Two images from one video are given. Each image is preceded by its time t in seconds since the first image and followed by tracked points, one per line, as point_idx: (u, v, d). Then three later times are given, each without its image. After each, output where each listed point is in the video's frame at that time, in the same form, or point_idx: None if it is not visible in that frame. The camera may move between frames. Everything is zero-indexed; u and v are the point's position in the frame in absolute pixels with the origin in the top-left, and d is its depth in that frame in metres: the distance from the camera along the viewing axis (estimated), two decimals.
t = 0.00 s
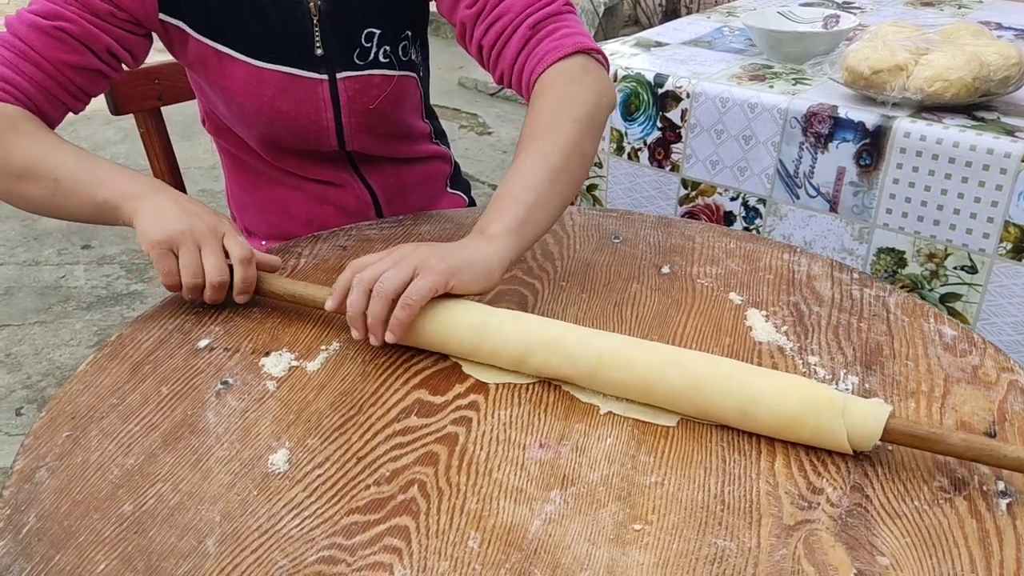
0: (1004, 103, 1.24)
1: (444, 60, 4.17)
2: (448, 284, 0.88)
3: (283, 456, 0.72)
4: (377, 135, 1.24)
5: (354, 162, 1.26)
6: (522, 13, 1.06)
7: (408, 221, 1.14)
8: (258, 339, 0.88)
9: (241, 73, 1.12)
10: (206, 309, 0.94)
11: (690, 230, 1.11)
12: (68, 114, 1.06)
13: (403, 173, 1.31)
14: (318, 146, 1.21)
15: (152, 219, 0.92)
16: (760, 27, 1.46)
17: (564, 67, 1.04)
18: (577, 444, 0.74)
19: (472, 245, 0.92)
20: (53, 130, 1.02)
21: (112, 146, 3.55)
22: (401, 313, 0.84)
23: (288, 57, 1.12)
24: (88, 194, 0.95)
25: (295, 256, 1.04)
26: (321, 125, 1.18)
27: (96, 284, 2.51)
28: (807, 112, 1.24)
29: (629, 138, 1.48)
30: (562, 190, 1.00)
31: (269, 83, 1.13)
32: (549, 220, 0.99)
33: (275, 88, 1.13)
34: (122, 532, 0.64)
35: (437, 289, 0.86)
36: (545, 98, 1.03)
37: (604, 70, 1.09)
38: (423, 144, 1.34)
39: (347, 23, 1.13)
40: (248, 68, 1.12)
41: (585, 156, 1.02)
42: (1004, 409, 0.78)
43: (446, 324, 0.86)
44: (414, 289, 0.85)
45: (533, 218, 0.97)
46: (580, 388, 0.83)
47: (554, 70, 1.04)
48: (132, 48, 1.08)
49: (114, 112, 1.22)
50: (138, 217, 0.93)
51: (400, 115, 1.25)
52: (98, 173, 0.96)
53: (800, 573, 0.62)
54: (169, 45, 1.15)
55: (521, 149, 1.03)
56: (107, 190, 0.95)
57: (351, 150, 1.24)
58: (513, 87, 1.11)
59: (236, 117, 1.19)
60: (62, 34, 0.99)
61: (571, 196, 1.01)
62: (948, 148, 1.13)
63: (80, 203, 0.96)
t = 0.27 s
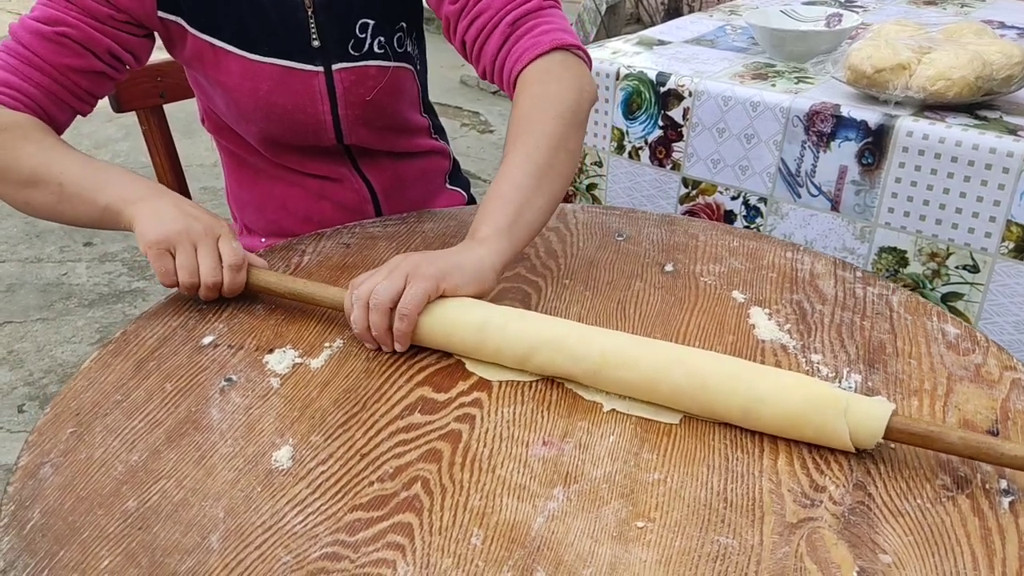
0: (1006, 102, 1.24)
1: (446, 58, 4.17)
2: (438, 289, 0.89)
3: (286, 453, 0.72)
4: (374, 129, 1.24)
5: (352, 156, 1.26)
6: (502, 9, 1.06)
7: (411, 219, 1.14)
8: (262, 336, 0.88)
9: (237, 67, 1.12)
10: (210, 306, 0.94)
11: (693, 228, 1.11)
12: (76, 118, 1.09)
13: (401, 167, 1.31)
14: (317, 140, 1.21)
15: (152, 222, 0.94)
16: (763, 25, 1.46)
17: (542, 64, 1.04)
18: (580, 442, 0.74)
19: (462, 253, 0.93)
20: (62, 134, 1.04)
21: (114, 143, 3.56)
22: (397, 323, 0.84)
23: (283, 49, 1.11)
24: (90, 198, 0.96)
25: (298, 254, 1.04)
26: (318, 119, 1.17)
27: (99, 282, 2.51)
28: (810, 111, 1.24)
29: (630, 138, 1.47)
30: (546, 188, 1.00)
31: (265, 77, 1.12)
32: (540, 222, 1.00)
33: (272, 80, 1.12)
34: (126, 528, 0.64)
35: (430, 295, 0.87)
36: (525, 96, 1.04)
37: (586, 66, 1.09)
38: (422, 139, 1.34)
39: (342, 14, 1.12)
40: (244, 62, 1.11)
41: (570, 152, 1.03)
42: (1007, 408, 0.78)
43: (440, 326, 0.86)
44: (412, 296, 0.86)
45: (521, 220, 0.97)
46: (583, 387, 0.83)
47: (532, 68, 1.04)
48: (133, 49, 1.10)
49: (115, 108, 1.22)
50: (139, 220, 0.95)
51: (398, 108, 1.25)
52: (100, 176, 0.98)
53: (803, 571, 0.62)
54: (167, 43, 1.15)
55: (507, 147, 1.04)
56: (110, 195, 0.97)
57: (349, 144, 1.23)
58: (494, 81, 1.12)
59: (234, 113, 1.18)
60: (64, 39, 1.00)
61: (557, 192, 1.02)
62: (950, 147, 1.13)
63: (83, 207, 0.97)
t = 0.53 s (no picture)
0: (1009, 100, 1.24)
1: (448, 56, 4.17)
2: (435, 282, 0.89)
3: (283, 450, 0.72)
4: (366, 121, 1.23)
5: (346, 148, 1.25)
6: None
7: (410, 216, 1.14)
8: (259, 333, 0.88)
9: (225, 57, 1.11)
10: (207, 304, 0.94)
11: (692, 226, 1.11)
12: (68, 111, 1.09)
13: (395, 161, 1.31)
14: (308, 131, 1.20)
15: (132, 210, 0.94)
16: (764, 22, 1.46)
17: (525, 53, 1.04)
18: (577, 440, 0.74)
19: (458, 246, 0.93)
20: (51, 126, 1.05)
21: (115, 140, 3.56)
22: (397, 319, 0.84)
23: (271, 39, 1.10)
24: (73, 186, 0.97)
25: (296, 251, 1.04)
26: (308, 110, 1.16)
27: (100, 279, 2.51)
28: (812, 109, 1.24)
29: (632, 135, 1.47)
30: (537, 177, 1.00)
31: (254, 67, 1.11)
32: (533, 208, 1.00)
33: (261, 71, 1.12)
34: (121, 525, 0.64)
35: (428, 291, 0.87)
36: (510, 85, 1.04)
37: (570, 53, 1.08)
38: (417, 132, 1.34)
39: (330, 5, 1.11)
40: (232, 52, 1.11)
41: (559, 139, 1.03)
42: (1006, 407, 0.78)
43: (437, 320, 0.85)
44: (411, 292, 0.85)
45: (514, 209, 0.97)
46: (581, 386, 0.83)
47: (515, 58, 1.04)
48: (123, 43, 1.10)
49: (115, 105, 1.23)
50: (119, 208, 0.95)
51: (389, 99, 1.24)
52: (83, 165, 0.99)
53: (800, 570, 0.62)
54: (160, 37, 1.15)
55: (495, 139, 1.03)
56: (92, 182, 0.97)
57: (341, 136, 1.23)
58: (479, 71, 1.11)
59: (225, 106, 1.18)
60: (54, 32, 1.01)
61: (548, 179, 1.02)
62: (953, 145, 1.12)
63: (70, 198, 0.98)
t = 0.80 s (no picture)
0: (1014, 98, 1.23)
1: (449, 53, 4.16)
2: (441, 276, 0.89)
3: (288, 445, 0.72)
4: (357, 113, 1.23)
5: (341, 141, 1.25)
6: None
7: (414, 213, 1.14)
8: (264, 328, 0.88)
9: (213, 49, 1.12)
10: (212, 299, 0.94)
11: (697, 223, 1.11)
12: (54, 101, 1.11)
13: (391, 155, 1.31)
14: (299, 124, 1.20)
15: (106, 194, 0.94)
16: (768, 20, 1.45)
17: (512, 40, 1.04)
18: (583, 435, 0.74)
19: (462, 239, 0.92)
20: (35, 114, 1.06)
21: (117, 137, 3.56)
22: (403, 315, 0.84)
23: (257, 31, 1.11)
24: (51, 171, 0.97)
25: (301, 247, 1.04)
26: (298, 102, 1.16)
27: (102, 276, 2.51)
28: (815, 106, 1.24)
29: (634, 133, 1.47)
30: (534, 166, 1.00)
31: (242, 59, 1.12)
32: (532, 198, 1.00)
33: (248, 63, 1.12)
34: (127, 520, 0.64)
35: (433, 286, 0.87)
36: (500, 75, 1.04)
37: (558, 40, 1.08)
38: (414, 127, 1.33)
39: None
40: (219, 44, 1.11)
41: (551, 124, 1.03)
42: (1012, 404, 0.78)
43: (444, 315, 0.86)
44: (415, 288, 0.85)
45: (514, 199, 0.97)
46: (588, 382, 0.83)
47: (502, 45, 1.05)
48: (110, 36, 1.12)
49: (118, 102, 1.23)
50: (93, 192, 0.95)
51: (381, 92, 1.24)
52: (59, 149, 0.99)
53: (807, 566, 0.62)
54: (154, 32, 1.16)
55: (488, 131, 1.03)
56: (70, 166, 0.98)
57: (332, 129, 1.22)
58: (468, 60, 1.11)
59: (217, 98, 1.18)
60: (41, 22, 1.04)
61: (544, 166, 1.01)
62: (956, 142, 1.12)
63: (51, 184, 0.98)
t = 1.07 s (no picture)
0: (1016, 98, 1.23)
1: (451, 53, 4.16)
2: (445, 275, 0.89)
3: (292, 445, 0.72)
4: (349, 109, 1.22)
5: (336, 138, 1.25)
6: None
7: (417, 212, 1.14)
8: (268, 328, 0.88)
9: (205, 47, 1.12)
10: (217, 298, 0.94)
11: (700, 223, 1.11)
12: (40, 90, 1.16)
13: (389, 152, 1.30)
14: (294, 121, 1.20)
15: (74, 183, 0.98)
16: (770, 19, 1.46)
17: (501, 36, 1.03)
18: (587, 435, 0.74)
19: (465, 238, 0.92)
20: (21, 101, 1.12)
21: (118, 137, 3.56)
22: (408, 314, 0.84)
23: (247, 28, 1.11)
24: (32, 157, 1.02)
25: (304, 247, 1.04)
26: (291, 98, 1.16)
27: (103, 275, 2.51)
28: (817, 106, 1.24)
29: (635, 132, 1.47)
30: (533, 161, 1.00)
31: (233, 56, 1.12)
32: (530, 194, 1.00)
33: (239, 60, 1.12)
34: (132, 519, 0.64)
35: (437, 285, 0.87)
36: (491, 72, 1.03)
37: (546, 34, 1.08)
38: (412, 125, 1.33)
39: None
40: (211, 41, 1.12)
41: (545, 118, 1.03)
42: (1015, 404, 0.78)
43: (448, 314, 0.86)
44: (419, 288, 0.85)
45: (514, 196, 0.97)
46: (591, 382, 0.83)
47: (491, 41, 1.04)
48: (98, 31, 1.15)
49: (121, 100, 1.23)
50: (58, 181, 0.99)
51: (375, 89, 1.23)
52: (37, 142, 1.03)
53: (811, 565, 0.62)
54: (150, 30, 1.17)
55: (482, 128, 1.03)
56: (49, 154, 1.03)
57: (326, 125, 1.22)
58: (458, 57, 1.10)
59: (213, 96, 1.19)
60: (30, 15, 1.08)
61: (540, 161, 1.01)
62: (959, 142, 1.12)
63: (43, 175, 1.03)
